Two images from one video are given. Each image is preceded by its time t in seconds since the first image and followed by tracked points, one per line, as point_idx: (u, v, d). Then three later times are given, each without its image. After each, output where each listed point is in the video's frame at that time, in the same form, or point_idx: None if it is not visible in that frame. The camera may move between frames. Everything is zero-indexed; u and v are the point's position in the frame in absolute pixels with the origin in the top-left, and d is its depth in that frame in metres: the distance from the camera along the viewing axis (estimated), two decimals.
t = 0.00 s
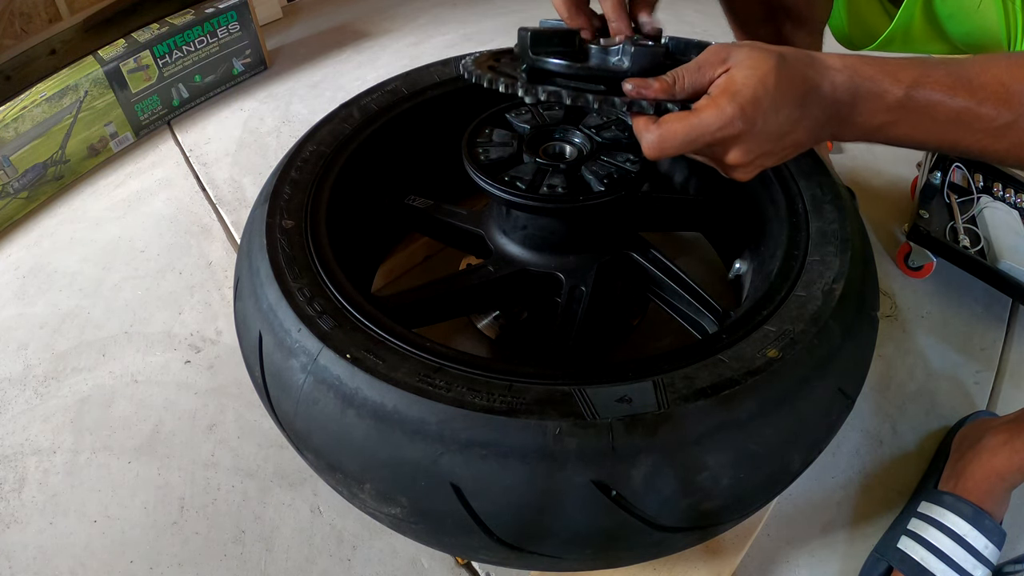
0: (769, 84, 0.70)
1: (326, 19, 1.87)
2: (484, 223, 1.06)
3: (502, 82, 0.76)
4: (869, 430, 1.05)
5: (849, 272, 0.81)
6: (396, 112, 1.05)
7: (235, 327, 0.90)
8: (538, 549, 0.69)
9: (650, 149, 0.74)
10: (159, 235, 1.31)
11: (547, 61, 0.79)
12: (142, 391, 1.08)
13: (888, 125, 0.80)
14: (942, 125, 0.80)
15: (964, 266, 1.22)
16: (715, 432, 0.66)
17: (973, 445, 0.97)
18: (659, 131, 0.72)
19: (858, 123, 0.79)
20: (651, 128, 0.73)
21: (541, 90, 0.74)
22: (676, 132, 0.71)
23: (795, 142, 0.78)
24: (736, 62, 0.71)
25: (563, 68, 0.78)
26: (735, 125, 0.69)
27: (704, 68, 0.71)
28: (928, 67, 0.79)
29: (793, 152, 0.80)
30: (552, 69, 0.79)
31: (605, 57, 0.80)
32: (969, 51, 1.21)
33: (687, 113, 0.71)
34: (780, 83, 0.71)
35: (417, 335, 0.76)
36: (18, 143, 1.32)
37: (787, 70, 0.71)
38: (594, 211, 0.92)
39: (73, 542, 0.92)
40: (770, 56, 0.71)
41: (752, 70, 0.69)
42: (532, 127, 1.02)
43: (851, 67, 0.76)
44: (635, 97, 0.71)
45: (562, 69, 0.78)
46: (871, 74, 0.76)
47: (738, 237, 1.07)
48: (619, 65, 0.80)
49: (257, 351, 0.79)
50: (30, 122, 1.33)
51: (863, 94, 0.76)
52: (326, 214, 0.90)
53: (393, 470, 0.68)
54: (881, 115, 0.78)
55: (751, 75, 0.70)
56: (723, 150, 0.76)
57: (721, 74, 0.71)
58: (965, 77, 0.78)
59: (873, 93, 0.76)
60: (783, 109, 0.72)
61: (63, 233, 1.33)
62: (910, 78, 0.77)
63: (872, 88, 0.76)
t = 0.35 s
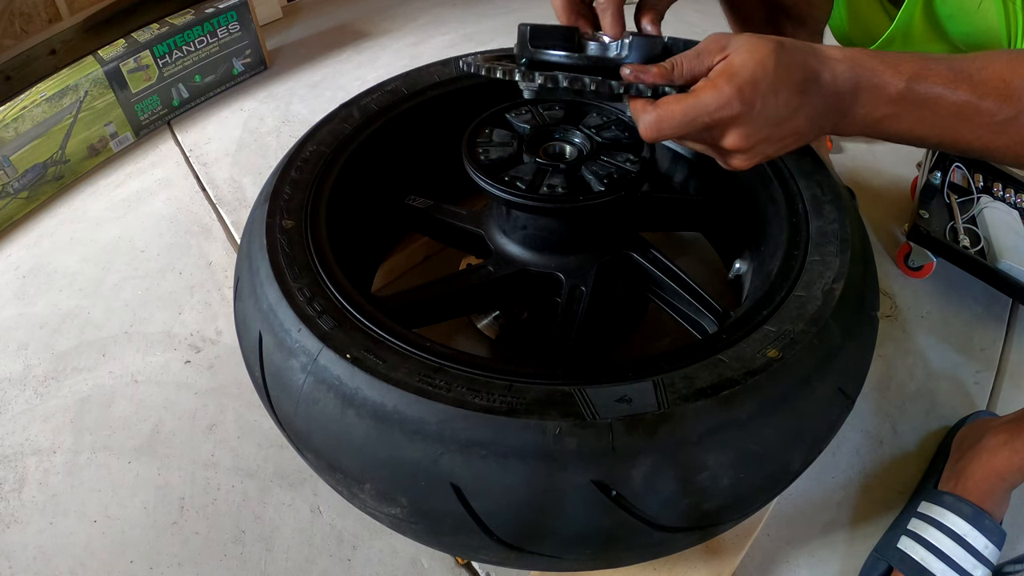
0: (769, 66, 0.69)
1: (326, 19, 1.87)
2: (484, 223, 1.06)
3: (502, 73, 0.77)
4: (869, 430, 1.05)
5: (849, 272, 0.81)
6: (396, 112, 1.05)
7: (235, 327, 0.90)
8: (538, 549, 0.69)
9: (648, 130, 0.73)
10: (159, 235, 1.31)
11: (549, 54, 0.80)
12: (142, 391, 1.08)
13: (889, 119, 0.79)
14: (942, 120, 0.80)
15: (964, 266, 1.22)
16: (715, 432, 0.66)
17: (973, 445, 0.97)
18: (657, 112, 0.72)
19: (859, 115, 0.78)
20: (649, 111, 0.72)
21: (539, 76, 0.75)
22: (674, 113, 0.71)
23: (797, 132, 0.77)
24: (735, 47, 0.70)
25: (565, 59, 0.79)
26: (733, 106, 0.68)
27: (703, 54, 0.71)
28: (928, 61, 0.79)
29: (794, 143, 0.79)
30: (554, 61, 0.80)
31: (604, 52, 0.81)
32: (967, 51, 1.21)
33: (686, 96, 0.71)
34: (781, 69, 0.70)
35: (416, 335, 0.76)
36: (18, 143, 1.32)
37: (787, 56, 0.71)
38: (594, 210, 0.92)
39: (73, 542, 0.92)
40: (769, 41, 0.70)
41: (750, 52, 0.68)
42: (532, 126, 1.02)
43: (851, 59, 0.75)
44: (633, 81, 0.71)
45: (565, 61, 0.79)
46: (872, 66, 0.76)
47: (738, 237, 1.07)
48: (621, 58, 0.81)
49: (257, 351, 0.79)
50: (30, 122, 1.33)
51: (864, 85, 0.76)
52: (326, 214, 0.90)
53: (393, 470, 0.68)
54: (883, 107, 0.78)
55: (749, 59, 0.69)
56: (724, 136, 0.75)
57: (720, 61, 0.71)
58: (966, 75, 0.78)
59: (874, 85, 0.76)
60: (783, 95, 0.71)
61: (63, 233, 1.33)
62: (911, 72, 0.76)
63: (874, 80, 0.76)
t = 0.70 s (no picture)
0: (772, 73, 0.69)
1: (326, 19, 1.87)
2: (484, 223, 1.06)
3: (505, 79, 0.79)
4: (869, 430, 1.05)
5: (850, 272, 0.81)
6: (396, 112, 1.05)
7: (235, 327, 0.90)
8: (538, 549, 0.69)
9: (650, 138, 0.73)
10: (159, 235, 1.31)
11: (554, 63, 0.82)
12: (142, 391, 1.08)
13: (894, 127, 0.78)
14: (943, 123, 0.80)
15: (963, 265, 1.22)
16: (715, 432, 0.66)
17: (973, 445, 0.97)
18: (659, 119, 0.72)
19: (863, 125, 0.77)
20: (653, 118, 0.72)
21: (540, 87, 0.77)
22: (676, 121, 0.71)
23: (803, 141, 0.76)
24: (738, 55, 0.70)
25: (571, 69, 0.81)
26: (735, 113, 0.67)
27: (705, 64, 0.71)
28: (929, 68, 0.78)
29: (799, 154, 0.78)
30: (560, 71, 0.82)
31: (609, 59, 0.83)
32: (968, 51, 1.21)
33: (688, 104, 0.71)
34: (784, 77, 0.69)
35: (416, 335, 0.76)
36: (18, 143, 1.32)
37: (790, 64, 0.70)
38: (594, 210, 0.92)
39: (73, 542, 0.92)
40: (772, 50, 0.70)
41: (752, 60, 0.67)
42: (532, 126, 1.02)
43: (854, 66, 0.74)
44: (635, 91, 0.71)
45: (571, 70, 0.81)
46: (874, 74, 0.75)
47: (738, 237, 1.07)
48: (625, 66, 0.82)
49: (257, 350, 0.79)
50: (30, 122, 1.33)
51: (868, 91, 0.75)
52: (326, 214, 0.90)
53: (393, 470, 0.68)
54: (887, 115, 0.77)
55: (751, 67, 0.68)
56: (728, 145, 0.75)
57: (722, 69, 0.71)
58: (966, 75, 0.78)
59: (877, 92, 0.75)
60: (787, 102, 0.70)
61: (63, 233, 1.33)
62: (912, 78, 0.76)
63: (876, 88, 0.75)
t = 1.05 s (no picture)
0: (777, 122, 0.68)
1: (326, 19, 1.87)
2: (484, 223, 1.06)
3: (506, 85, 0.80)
4: (869, 430, 1.05)
5: (850, 273, 0.81)
6: (396, 112, 1.05)
7: (235, 327, 0.90)
8: (538, 549, 0.69)
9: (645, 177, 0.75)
10: (159, 235, 1.31)
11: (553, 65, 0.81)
12: (142, 391, 1.08)
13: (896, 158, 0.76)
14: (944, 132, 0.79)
15: (962, 265, 1.22)
16: (715, 432, 0.67)
17: (973, 445, 0.97)
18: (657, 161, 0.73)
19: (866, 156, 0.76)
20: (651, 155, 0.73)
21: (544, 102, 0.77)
22: (674, 166, 0.72)
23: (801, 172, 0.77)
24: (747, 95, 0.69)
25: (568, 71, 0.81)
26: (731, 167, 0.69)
27: (713, 98, 0.69)
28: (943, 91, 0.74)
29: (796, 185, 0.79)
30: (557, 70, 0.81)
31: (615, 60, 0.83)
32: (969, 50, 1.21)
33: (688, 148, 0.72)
34: (789, 124, 0.68)
35: (417, 335, 0.76)
36: (18, 143, 1.32)
37: (799, 108, 0.69)
38: (594, 211, 0.92)
39: (73, 542, 0.92)
40: (782, 94, 0.68)
41: (758, 109, 0.67)
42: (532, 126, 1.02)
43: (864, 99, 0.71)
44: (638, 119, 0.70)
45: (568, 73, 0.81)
46: (882, 106, 0.72)
47: (738, 237, 1.07)
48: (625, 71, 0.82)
49: (257, 350, 0.79)
50: (30, 122, 1.33)
51: (876, 129, 0.72)
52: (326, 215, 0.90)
53: (393, 470, 0.68)
54: (889, 147, 0.74)
55: (757, 116, 0.68)
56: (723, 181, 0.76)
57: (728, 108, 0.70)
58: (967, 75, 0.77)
59: (883, 127, 0.72)
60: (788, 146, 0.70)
61: (63, 233, 1.33)
62: (922, 111, 0.72)
63: (881, 121, 0.72)
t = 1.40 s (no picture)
0: (722, 138, 0.78)
1: (326, 19, 1.87)
2: (484, 223, 1.06)
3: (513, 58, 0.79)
4: (869, 430, 1.05)
5: (850, 273, 0.81)
6: (395, 112, 1.05)
7: (235, 327, 0.90)
8: (538, 549, 0.69)
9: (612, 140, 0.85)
10: (159, 235, 1.31)
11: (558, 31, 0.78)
12: (142, 391, 1.08)
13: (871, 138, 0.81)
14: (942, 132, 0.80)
15: (963, 265, 1.22)
16: (715, 432, 0.67)
17: (973, 445, 0.97)
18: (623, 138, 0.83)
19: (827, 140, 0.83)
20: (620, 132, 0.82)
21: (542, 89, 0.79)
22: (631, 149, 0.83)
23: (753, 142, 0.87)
24: (712, 110, 0.76)
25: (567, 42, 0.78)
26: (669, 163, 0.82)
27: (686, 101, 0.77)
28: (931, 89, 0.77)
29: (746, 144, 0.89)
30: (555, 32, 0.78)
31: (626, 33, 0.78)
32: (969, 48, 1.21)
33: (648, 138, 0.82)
34: (731, 140, 0.79)
35: (417, 335, 0.76)
36: (18, 143, 1.32)
37: (751, 125, 0.78)
38: (594, 210, 0.92)
39: (73, 542, 0.92)
40: (741, 115, 0.76)
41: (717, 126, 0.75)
42: (532, 126, 1.02)
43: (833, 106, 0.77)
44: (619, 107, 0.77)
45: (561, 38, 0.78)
46: (854, 109, 0.77)
47: (738, 237, 1.07)
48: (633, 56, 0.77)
49: (257, 350, 0.79)
50: (30, 122, 1.33)
51: (833, 131, 0.79)
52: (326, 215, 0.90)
53: (393, 470, 0.68)
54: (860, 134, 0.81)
55: (706, 134, 0.78)
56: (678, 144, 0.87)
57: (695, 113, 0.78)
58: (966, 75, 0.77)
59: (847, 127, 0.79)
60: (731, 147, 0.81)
61: (63, 233, 1.33)
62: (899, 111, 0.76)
63: (854, 118, 0.77)
